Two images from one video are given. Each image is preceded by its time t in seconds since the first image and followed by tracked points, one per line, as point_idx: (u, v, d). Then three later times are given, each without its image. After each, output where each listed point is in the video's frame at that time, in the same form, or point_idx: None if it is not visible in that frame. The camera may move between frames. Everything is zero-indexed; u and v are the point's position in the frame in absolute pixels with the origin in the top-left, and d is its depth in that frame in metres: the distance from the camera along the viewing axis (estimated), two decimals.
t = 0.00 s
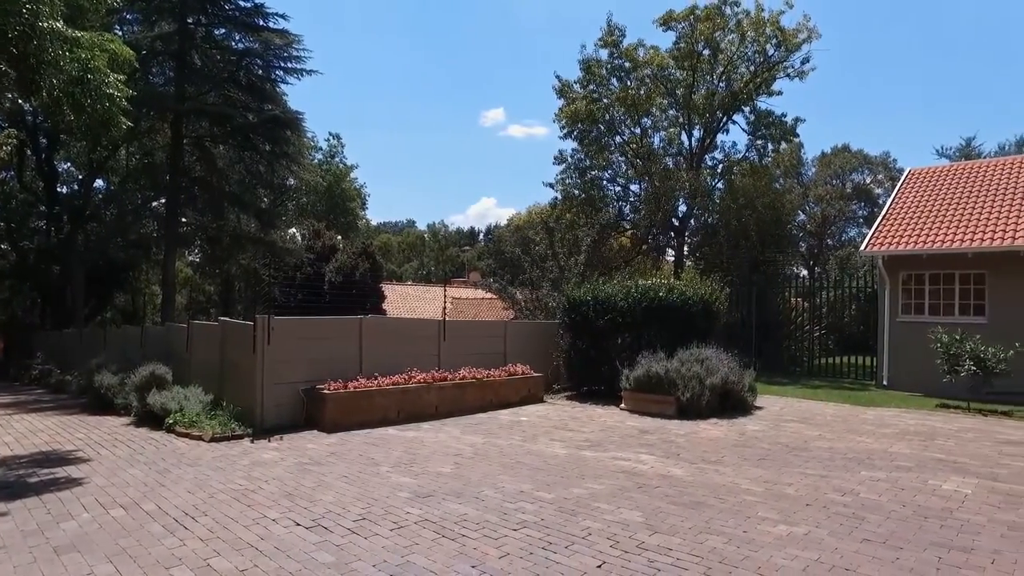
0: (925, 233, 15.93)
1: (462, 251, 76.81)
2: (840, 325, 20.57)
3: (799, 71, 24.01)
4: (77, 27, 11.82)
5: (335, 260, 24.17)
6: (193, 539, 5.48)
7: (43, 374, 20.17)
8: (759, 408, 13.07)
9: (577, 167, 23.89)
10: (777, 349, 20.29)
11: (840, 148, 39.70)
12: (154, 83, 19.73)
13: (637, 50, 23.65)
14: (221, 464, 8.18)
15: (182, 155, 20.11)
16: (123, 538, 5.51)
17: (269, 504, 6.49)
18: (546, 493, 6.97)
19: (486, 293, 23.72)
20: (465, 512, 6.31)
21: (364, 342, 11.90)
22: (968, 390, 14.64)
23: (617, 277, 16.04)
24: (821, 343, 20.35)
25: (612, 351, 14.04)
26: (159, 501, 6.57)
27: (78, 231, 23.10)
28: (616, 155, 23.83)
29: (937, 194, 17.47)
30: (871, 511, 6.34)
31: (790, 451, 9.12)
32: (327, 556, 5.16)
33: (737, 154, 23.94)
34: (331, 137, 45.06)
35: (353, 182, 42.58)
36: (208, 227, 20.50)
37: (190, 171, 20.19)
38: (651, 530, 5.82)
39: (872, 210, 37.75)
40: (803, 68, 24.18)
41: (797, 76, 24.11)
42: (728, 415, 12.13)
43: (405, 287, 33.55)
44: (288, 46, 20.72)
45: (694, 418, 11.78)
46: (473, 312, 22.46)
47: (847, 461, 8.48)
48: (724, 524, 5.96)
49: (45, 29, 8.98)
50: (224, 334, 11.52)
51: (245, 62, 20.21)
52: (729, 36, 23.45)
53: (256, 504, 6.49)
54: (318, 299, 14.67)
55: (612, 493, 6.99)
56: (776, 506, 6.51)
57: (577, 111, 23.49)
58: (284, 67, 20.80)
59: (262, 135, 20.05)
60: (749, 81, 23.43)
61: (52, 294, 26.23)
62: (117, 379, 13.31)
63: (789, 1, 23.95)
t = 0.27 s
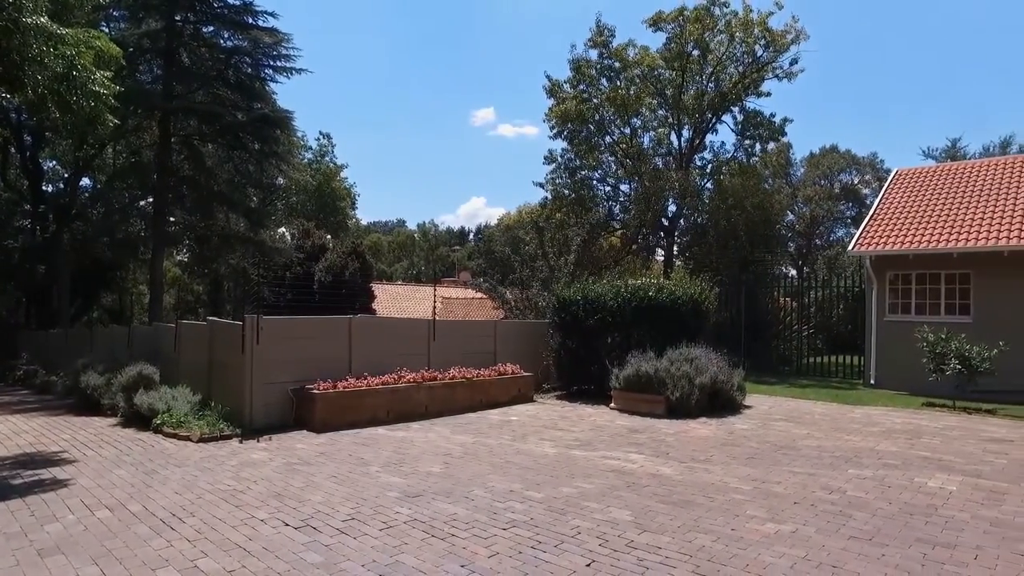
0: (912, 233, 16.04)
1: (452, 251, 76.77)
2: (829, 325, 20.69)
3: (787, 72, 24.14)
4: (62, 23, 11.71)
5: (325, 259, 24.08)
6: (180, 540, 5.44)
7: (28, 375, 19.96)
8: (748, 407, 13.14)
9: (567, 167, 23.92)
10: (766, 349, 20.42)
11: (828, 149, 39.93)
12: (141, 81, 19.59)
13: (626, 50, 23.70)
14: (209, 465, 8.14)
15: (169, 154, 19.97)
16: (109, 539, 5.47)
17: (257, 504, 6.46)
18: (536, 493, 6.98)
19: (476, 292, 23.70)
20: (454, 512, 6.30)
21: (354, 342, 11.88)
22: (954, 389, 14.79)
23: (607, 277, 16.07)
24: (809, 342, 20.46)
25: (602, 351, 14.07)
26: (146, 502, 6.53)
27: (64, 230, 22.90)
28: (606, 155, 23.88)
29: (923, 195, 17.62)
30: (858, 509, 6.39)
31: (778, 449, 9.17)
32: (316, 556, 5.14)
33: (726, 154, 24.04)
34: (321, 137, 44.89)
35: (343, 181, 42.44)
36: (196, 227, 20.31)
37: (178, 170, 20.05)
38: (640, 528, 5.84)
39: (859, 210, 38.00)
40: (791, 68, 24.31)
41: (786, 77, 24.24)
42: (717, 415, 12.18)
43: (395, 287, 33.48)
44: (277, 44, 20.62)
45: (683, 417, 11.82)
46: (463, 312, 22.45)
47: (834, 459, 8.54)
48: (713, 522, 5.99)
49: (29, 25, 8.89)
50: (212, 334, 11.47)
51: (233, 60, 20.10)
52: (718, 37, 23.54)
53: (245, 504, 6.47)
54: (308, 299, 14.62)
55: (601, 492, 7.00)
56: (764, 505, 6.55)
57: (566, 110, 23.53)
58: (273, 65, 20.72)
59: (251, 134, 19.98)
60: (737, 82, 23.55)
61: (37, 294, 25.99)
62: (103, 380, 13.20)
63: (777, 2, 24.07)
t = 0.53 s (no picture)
0: (899, 233, 16.16)
1: (442, 250, 76.67)
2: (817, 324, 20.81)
3: (776, 73, 24.26)
4: (47, 19, 11.58)
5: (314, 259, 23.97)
6: (167, 542, 5.41)
7: (12, 376, 19.75)
8: (737, 406, 13.19)
9: (557, 166, 23.94)
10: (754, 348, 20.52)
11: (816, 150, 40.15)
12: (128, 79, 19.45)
13: (616, 50, 23.75)
14: (196, 465, 8.09)
15: (157, 152, 19.83)
16: (95, 541, 5.42)
17: (245, 505, 6.43)
18: (525, 492, 6.98)
19: (466, 292, 23.67)
20: (444, 511, 6.29)
21: (344, 342, 11.84)
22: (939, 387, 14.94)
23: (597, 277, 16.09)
24: (798, 342, 20.57)
25: (592, 351, 14.08)
26: (133, 503, 6.48)
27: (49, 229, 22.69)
28: (595, 154, 23.92)
29: (910, 195, 17.76)
30: (845, 507, 6.43)
31: (767, 448, 9.22)
32: (304, 556, 5.12)
33: (715, 154, 24.13)
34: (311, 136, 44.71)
35: (333, 180, 42.30)
36: (184, 226, 20.14)
37: (166, 168, 19.91)
38: (630, 527, 5.85)
39: (847, 210, 38.25)
40: (780, 69, 24.42)
41: (775, 78, 24.35)
42: (707, 414, 12.23)
43: (385, 287, 33.41)
44: (266, 42, 20.51)
45: (672, 417, 11.86)
46: (453, 311, 22.42)
47: (822, 458, 8.59)
48: (702, 521, 6.01)
49: (12, 21, 8.78)
50: (200, 333, 11.40)
51: (222, 58, 19.98)
52: (708, 38, 23.62)
53: (233, 505, 6.43)
54: (297, 298, 14.56)
55: (590, 491, 7.01)
56: (752, 503, 6.58)
57: (556, 110, 23.57)
58: (262, 63, 20.60)
59: (239, 132, 19.89)
60: (726, 82, 23.66)
61: (22, 294, 25.73)
62: (89, 380, 13.09)
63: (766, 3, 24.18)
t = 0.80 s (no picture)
0: (887, 233, 16.26)
1: (433, 250, 76.58)
2: (807, 323, 20.91)
3: (766, 73, 24.37)
4: (33, 15, 11.48)
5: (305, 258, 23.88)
6: (155, 543, 5.37)
7: None
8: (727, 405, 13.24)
9: (548, 166, 23.95)
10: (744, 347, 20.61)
11: (806, 150, 40.35)
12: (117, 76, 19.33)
13: (607, 50, 23.79)
14: (185, 466, 8.04)
15: (146, 151, 19.70)
16: (82, 543, 5.38)
17: (234, 505, 6.39)
18: (516, 491, 6.97)
19: (457, 291, 23.64)
20: (434, 511, 6.28)
21: (334, 341, 11.80)
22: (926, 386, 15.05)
23: (589, 276, 16.11)
24: (788, 341, 20.66)
25: (583, 349, 14.10)
26: (121, 504, 6.43)
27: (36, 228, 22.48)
28: (587, 154, 23.94)
29: (898, 196, 17.87)
30: (834, 505, 6.46)
31: (757, 446, 9.26)
32: (294, 557, 5.10)
33: (705, 154, 24.22)
34: (301, 134, 44.54)
35: (324, 179, 42.16)
36: (174, 225, 20.00)
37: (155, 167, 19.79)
38: (621, 526, 5.86)
39: (837, 210, 38.46)
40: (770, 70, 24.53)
41: (765, 79, 24.45)
42: (697, 413, 12.27)
43: (376, 286, 33.34)
44: (256, 40, 20.44)
45: (663, 416, 11.89)
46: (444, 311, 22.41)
47: (812, 456, 8.64)
48: (693, 519, 6.02)
49: None
50: (190, 333, 11.34)
51: (211, 56, 19.89)
52: (699, 38, 23.69)
53: (222, 505, 6.40)
54: (288, 297, 14.51)
55: (581, 490, 7.02)
56: (743, 501, 6.60)
57: (547, 110, 23.60)
58: (252, 61, 20.50)
59: (229, 131, 19.81)
60: (717, 83, 23.76)
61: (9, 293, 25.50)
62: (77, 380, 12.99)
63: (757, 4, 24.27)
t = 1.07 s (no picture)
0: (875, 233, 16.37)
1: (424, 249, 76.48)
2: (796, 323, 21.02)
3: (756, 74, 24.48)
4: (17, 11, 11.36)
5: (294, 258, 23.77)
6: (142, 544, 5.33)
7: None
8: (716, 404, 13.30)
9: (538, 166, 23.94)
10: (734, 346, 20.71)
11: (795, 150, 40.56)
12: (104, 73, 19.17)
13: (598, 50, 23.82)
14: (173, 466, 7.99)
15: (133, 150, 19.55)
16: (68, 545, 5.34)
17: (223, 506, 6.36)
18: (506, 491, 6.97)
19: (448, 291, 23.62)
20: (424, 511, 6.27)
21: (324, 340, 11.76)
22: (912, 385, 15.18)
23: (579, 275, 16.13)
24: (777, 340, 20.76)
25: (573, 349, 14.12)
26: (107, 505, 6.38)
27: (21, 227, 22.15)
28: (577, 154, 23.97)
29: (885, 196, 18.01)
30: (822, 502, 6.50)
31: (746, 445, 9.30)
32: (283, 557, 5.08)
33: (695, 154, 24.29)
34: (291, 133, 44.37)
35: (314, 178, 42.02)
36: (162, 224, 19.85)
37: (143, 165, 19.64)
38: (610, 524, 5.87)
39: (825, 211, 38.68)
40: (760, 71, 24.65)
41: (754, 80, 24.55)
42: (687, 412, 12.31)
43: (366, 286, 33.26)
44: (245, 38, 20.35)
45: (653, 415, 11.92)
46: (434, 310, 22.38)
47: (800, 454, 8.69)
48: (682, 518, 6.04)
49: None
50: (178, 332, 11.27)
51: (200, 54, 19.76)
52: (689, 39, 23.76)
53: (210, 506, 6.36)
54: (277, 297, 14.45)
55: (571, 489, 7.03)
56: (732, 500, 6.62)
57: (538, 110, 23.62)
58: (241, 60, 20.41)
59: (218, 130, 19.74)
60: (707, 84, 23.84)
61: None
62: (63, 380, 12.87)
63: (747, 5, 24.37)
